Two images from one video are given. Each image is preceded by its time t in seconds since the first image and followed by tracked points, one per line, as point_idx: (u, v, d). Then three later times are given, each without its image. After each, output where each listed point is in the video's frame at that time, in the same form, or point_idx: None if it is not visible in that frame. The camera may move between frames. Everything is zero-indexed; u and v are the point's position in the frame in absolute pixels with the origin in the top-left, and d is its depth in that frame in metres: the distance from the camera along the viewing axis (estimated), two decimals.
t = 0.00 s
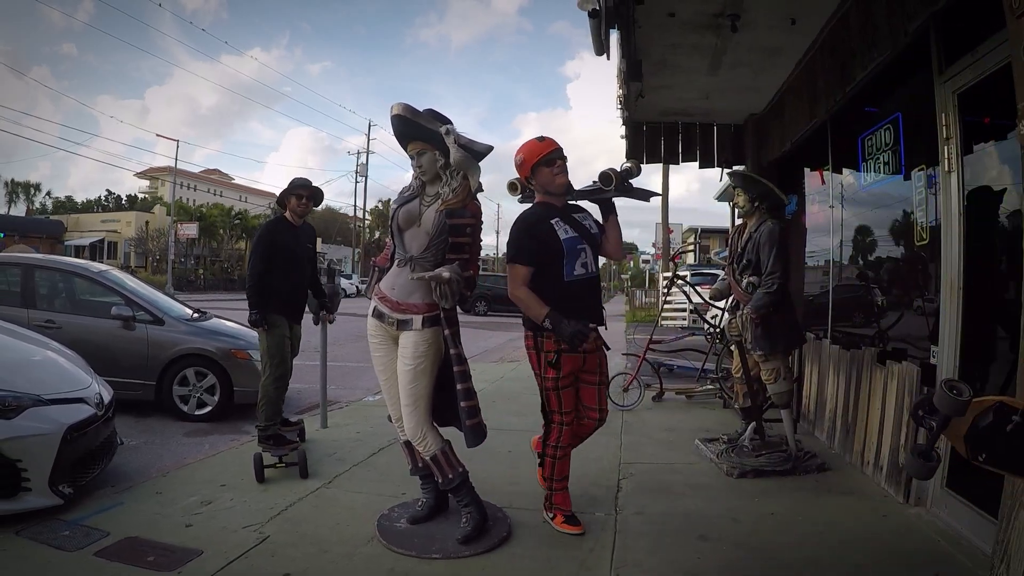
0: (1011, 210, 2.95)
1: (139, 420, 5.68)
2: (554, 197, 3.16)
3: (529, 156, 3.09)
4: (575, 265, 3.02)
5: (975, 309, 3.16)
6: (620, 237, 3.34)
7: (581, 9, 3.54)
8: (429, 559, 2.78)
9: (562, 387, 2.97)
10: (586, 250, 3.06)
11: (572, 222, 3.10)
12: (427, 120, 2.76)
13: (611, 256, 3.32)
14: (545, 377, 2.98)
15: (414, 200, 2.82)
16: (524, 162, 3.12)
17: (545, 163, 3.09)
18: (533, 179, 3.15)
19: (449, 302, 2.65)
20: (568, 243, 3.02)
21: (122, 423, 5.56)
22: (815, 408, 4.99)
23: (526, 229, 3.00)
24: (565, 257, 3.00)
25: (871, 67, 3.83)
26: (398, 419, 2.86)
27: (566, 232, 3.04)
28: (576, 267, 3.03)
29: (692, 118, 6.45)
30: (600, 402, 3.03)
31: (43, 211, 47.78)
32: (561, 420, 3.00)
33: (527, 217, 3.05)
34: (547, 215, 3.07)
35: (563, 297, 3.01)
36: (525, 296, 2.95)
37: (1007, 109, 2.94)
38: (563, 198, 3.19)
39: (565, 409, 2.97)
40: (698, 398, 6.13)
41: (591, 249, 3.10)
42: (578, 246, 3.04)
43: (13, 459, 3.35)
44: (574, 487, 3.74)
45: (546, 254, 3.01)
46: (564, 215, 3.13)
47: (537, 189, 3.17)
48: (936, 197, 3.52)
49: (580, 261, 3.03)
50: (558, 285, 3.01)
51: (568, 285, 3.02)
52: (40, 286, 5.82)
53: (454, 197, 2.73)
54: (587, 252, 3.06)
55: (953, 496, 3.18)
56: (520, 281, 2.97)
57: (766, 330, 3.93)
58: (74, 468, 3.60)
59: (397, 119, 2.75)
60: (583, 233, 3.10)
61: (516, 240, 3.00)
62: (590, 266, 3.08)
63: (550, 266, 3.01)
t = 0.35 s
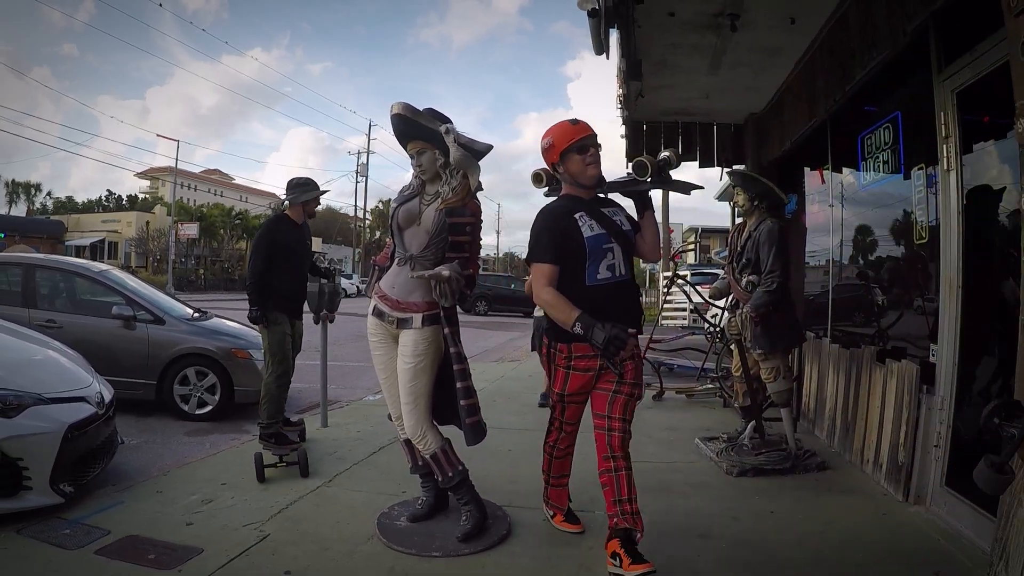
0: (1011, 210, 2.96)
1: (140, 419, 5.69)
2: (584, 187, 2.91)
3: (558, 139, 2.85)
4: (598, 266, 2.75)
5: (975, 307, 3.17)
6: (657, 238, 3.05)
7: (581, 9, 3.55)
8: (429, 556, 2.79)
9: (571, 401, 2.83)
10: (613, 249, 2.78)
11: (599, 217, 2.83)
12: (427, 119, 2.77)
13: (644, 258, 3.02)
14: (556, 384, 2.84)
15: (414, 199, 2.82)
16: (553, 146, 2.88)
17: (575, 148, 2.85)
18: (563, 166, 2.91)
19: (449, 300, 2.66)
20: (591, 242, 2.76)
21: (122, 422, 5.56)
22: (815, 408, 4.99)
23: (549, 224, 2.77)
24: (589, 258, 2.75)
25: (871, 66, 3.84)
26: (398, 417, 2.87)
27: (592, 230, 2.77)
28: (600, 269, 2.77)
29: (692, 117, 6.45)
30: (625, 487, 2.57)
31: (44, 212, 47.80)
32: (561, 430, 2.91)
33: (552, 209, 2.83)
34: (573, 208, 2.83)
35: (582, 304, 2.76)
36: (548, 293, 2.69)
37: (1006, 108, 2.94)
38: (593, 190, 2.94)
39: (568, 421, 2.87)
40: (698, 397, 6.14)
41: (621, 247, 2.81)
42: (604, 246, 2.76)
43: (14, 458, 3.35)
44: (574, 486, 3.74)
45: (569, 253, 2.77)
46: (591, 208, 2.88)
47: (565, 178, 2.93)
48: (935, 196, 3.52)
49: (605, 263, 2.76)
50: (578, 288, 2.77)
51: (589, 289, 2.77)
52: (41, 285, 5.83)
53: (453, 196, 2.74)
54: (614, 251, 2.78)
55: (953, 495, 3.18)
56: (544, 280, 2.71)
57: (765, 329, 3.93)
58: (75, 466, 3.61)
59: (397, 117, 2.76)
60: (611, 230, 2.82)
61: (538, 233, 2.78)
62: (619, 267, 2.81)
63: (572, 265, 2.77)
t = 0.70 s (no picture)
0: (1010, 210, 2.96)
1: (141, 420, 5.70)
2: (624, 163, 2.57)
3: (598, 106, 2.51)
4: (643, 251, 2.39)
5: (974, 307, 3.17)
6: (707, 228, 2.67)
7: (581, 9, 3.56)
8: (429, 557, 2.80)
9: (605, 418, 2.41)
10: (657, 231, 2.44)
11: (639, 196, 2.48)
12: (428, 121, 2.78)
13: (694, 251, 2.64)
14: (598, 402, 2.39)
15: (415, 201, 2.83)
16: (590, 114, 2.54)
17: (617, 116, 2.51)
18: (601, 137, 2.56)
19: (450, 301, 2.67)
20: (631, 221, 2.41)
21: (124, 422, 5.58)
22: (815, 408, 4.99)
23: (577, 203, 2.41)
24: (628, 241, 2.39)
25: (871, 67, 3.85)
26: (398, 418, 2.88)
27: (627, 208, 2.43)
28: (643, 254, 2.40)
29: (692, 117, 6.45)
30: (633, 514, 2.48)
31: (44, 212, 47.82)
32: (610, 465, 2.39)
33: (581, 185, 2.48)
34: (607, 184, 2.48)
35: (623, 298, 2.37)
36: (563, 297, 2.31)
37: (1005, 109, 2.95)
38: (633, 167, 2.61)
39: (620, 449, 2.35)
40: (698, 398, 6.15)
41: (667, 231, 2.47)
42: (645, 226, 2.42)
43: (16, 458, 3.37)
44: (574, 486, 3.75)
45: (603, 239, 2.41)
46: (630, 187, 2.53)
47: (603, 151, 2.58)
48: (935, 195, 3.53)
49: (648, 246, 2.40)
50: (616, 280, 2.41)
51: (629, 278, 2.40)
52: (42, 286, 5.85)
53: (454, 197, 2.74)
54: (658, 234, 2.43)
55: (952, 495, 3.19)
56: (564, 277, 2.33)
57: (765, 330, 3.94)
58: (77, 466, 3.62)
59: (398, 119, 2.76)
60: (655, 211, 2.48)
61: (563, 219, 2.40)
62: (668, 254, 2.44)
63: (606, 253, 2.42)
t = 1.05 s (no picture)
0: (1007, 211, 2.99)
1: (140, 421, 5.72)
2: (667, 155, 2.20)
3: (643, 83, 2.15)
4: (697, 266, 2.02)
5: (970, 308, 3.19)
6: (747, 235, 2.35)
7: (576, 12, 3.57)
8: (423, 557, 2.82)
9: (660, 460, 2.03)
10: (709, 239, 2.07)
11: (683, 197, 2.12)
12: (423, 125, 2.81)
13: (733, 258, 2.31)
14: (655, 442, 2.02)
15: (409, 204, 2.83)
16: (633, 93, 2.17)
17: (663, 99, 2.16)
18: (643, 122, 2.18)
19: (444, 304, 2.68)
20: (683, 226, 2.02)
21: (123, 423, 5.60)
22: (812, 408, 5.01)
23: (613, 204, 2.04)
24: (679, 250, 2.01)
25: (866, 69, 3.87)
26: (393, 419, 2.90)
27: (678, 211, 2.03)
28: (696, 266, 2.03)
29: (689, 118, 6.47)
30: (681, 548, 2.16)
31: (44, 212, 47.86)
32: (677, 511, 2.02)
33: (617, 182, 2.10)
34: (651, 180, 2.10)
35: (659, 310, 2.03)
36: (582, 320, 2.03)
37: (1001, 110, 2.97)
38: (672, 162, 2.23)
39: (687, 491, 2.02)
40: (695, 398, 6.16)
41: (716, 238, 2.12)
42: (697, 233, 2.04)
43: (15, 460, 3.39)
44: (570, 486, 3.77)
45: (644, 245, 2.03)
46: (675, 186, 2.15)
47: (640, 136, 2.20)
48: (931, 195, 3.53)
49: (704, 256, 2.03)
50: (655, 292, 2.04)
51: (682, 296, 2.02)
52: (41, 287, 5.87)
53: (448, 201, 2.77)
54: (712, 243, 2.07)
55: (946, 495, 3.20)
56: (586, 293, 2.03)
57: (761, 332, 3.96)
58: (76, 468, 3.64)
59: (392, 123, 2.78)
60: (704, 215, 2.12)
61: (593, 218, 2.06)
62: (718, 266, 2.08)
63: (646, 261, 2.04)
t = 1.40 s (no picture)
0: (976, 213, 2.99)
1: (116, 424, 5.68)
2: (704, 127, 1.88)
3: (685, 39, 1.81)
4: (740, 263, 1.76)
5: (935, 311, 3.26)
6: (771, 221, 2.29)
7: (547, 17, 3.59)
8: (391, 561, 2.84)
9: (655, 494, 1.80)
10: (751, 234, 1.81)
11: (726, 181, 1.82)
12: (391, 131, 2.82)
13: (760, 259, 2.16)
14: (659, 477, 1.77)
15: (378, 211, 2.86)
16: (673, 51, 1.81)
17: (706, 60, 1.83)
18: (682, 86, 1.84)
19: (411, 310, 2.71)
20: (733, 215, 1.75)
21: (97, 427, 5.55)
22: (781, 410, 5.09)
23: (666, 190, 1.67)
24: (729, 245, 1.74)
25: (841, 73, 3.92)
26: (362, 424, 2.91)
27: (726, 197, 1.75)
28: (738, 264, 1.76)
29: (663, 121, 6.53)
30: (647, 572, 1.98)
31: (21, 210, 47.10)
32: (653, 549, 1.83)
33: (662, 160, 1.73)
34: (697, 159, 1.77)
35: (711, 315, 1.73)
36: (684, 337, 1.58)
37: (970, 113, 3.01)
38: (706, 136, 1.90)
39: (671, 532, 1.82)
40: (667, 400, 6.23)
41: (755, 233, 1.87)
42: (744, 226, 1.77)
43: None
44: (541, 489, 3.81)
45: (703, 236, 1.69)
46: (715, 167, 1.84)
47: (676, 102, 1.86)
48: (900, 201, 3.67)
49: (748, 254, 1.78)
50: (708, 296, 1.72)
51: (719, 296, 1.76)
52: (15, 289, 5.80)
53: (416, 208, 2.79)
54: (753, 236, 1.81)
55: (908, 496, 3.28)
56: (674, 302, 1.60)
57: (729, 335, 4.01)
58: (50, 473, 3.61)
59: (360, 129, 2.79)
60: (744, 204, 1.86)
61: (653, 208, 1.64)
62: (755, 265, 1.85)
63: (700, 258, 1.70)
